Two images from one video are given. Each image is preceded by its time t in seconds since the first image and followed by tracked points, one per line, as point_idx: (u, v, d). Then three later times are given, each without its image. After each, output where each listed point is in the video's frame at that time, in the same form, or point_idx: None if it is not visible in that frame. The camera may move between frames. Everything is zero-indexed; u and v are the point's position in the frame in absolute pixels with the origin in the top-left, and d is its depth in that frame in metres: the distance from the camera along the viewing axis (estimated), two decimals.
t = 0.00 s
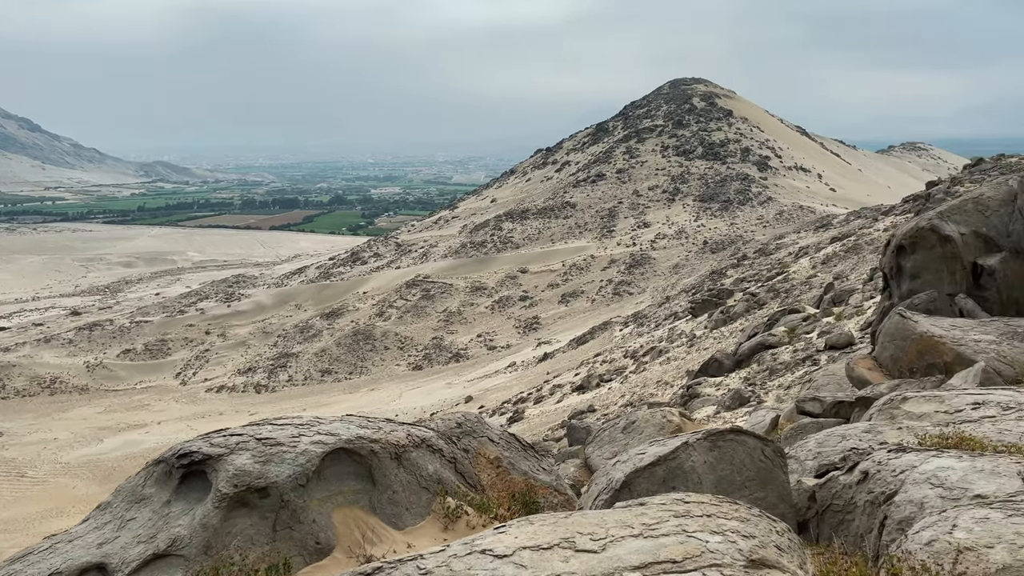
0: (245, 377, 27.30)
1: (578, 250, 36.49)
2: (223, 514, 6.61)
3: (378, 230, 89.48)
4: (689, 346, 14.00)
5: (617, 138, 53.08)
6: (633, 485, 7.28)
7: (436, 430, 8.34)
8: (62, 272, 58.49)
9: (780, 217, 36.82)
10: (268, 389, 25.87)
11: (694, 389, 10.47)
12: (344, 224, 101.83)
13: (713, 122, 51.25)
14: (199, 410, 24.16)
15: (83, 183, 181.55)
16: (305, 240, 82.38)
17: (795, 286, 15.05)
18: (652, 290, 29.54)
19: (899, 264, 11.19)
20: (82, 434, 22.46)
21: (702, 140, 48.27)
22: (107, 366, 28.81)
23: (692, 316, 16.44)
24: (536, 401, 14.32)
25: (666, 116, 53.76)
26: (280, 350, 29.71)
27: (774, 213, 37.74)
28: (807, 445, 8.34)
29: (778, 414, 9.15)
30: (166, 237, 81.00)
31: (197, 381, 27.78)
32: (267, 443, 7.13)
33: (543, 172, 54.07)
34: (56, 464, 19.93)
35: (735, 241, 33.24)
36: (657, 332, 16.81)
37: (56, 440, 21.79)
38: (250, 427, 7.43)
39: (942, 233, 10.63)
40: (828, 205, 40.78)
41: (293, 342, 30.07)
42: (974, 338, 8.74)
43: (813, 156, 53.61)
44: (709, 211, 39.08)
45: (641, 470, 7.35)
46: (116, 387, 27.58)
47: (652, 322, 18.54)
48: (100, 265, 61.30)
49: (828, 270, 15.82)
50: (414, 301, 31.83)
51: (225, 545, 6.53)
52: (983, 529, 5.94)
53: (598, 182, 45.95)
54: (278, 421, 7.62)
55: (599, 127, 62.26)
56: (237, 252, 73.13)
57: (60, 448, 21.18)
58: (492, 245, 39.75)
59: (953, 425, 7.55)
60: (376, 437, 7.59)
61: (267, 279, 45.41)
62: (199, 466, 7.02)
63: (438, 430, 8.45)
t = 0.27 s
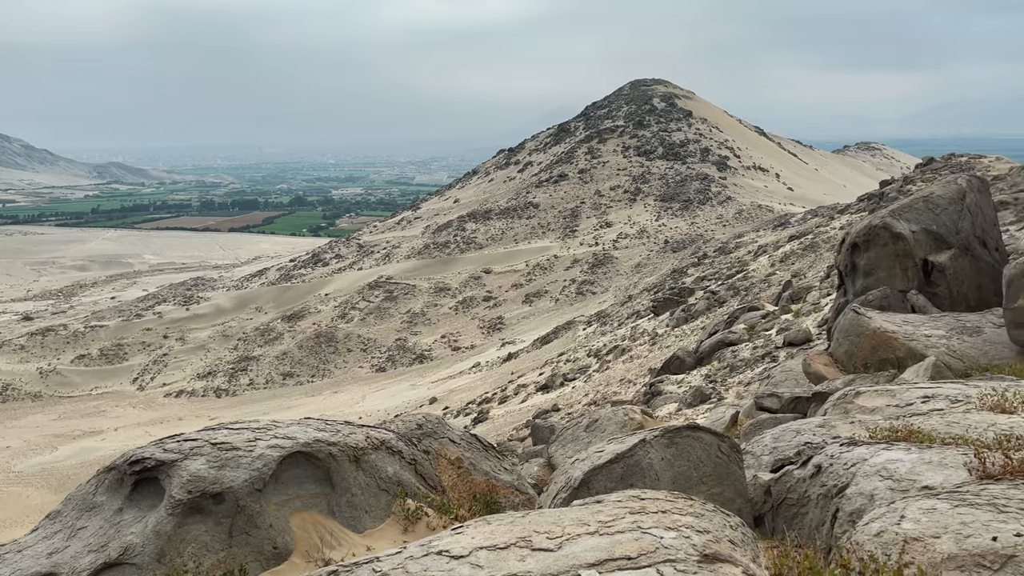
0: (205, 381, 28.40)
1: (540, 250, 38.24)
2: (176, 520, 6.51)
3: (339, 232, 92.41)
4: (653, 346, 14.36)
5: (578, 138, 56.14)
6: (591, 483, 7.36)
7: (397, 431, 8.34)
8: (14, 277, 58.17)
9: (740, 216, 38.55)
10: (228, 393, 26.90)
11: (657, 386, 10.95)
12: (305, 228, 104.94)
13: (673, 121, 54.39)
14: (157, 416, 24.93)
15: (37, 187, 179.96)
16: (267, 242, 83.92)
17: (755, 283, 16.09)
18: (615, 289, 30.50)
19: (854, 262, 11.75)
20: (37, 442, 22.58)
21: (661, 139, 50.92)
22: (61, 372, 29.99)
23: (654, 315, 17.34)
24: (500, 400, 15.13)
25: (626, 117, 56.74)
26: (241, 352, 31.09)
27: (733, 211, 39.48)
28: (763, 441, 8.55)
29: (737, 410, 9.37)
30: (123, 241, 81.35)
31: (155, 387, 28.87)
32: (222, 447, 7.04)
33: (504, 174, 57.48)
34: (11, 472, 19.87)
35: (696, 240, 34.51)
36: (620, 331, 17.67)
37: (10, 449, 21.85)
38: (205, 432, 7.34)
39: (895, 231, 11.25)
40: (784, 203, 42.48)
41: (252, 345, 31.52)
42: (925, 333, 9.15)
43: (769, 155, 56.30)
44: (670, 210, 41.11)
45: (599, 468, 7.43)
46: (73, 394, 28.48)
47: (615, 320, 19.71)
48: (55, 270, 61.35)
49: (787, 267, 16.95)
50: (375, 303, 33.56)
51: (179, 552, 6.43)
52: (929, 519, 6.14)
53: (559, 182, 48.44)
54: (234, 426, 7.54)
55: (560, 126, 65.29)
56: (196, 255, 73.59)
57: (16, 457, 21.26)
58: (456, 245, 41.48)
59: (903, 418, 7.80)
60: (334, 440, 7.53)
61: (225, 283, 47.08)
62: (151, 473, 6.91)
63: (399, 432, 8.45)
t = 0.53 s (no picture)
0: (161, 387, 28.76)
1: (503, 250, 41.05)
2: (126, 529, 6.39)
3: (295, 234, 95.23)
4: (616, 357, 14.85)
5: (540, 139, 60.76)
6: (548, 483, 7.42)
7: (354, 435, 8.33)
8: None
9: (697, 216, 42.80)
10: (185, 398, 27.38)
11: (618, 385, 11.53)
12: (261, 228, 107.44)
13: (632, 122, 59.94)
14: (111, 423, 25.00)
15: None
16: (222, 244, 84.71)
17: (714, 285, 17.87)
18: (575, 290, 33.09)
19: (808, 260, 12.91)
20: None
21: (621, 141, 56.08)
22: (14, 380, 29.86)
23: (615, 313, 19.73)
24: (462, 403, 16.37)
25: (586, 117, 62.16)
26: (199, 357, 31.79)
27: (692, 212, 43.43)
28: (719, 438, 8.73)
29: (696, 407, 9.68)
30: (72, 243, 80.91)
31: (109, 394, 28.90)
32: (175, 454, 6.93)
33: (464, 175, 61.11)
34: None
35: (656, 238, 38.66)
36: (583, 330, 19.85)
37: None
38: (158, 439, 7.23)
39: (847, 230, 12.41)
40: (742, 204, 47.04)
41: (210, 349, 32.26)
42: (876, 331, 9.62)
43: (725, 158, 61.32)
44: (630, 211, 44.99)
45: (557, 467, 7.48)
46: (25, 401, 28.41)
47: (578, 321, 22.18)
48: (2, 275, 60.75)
49: (744, 268, 18.76)
50: (337, 305, 35.37)
51: (130, 562, 6.31)
52: (877, 512, 6.28)
53: (520, 183, 52.58)
54: (187, 432, 7.44)
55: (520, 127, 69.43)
56: (148, 258, 73.67)
57: None
58: (417, 247, 44.54)
59: (854, 414, 8.01)
60: (290, 444, 7.49)
61: (180, 285, 47.87)
62: (100, 481, 6.78)
63: (355, 436, 8.44)
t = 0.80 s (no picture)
0: (112, 394, 29.09)
1: (462, 251, 43.29)
2: (72, 540, 6.25)
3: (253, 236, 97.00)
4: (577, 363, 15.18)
5: (499, 141, 64.27)
6: (505, 484, 7.49)
7: (310, 440, 8.32)
8: None
9: (656, 217, 45.29)
10: (137, 405, 27.72)
11: (579, 386, 11.84)
12: (217, 231, 107.90)
13: (590, 125, 63.34)
14: (62, 431, 24.96)
15: None
16: (176, 245, 85.13)
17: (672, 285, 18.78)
18: (535, 290, 34.84)
19: (762, 260, 13.59)
20: None
21: (579, 143, 59.51)
22: None
23: (575, 315, 20.33)
24: (423, 404, 17.31)
25: (545, 120, 65.62)
26: (152, 362, 32.24)
27: (650, 212, 45.80)
28: (675, 437, 8.89)
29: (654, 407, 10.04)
30: (20, 246, 80.47)
31: (59, 402, 29.02)
32: (122, 462, 6.79)
33: (423, 178, 63.97)
34: None
35: (615, 239, 40.99)
36: (543, 331, 20.86)
37: None
38: (105, 447, 7.09)
39: (799, 230, 13.13)
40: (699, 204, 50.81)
41: (164, 354, 32.87)
42: (827, 330, 10.02)
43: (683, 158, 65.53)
44: (588, 211, 47.36)
45: (513, 468, 7.56)
46: None
47: (537, 322, 23.55)
48: None
49: (703, 267, 19.69)
50: (294, 308, 36.84)
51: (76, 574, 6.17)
52: (825, 507, 6.42)
53: (480, 183, 55.21)
54: (137, 439, 7.31)
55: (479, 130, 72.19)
56: (99, 262, 73.28)
57: None
58: (376, 249, 46.47)
59: (806, 410, 8.20)
60: (242, 450, 7.41)
61: (132, 290, 48.67)
62: (44, 492, 6.62)
63: (311, 440, 8.42)
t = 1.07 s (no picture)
0: (62, 400, 29.59)
1: (420, 253, 44.46)
2: (13, 553, 6.10)
3: (207, 238, 97.51)
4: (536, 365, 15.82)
5: (456, 142, 65.20)
6: (459, 487, 7.55)
7: (262, 446, 8.30)
8: None
9: (612, 219, 47.17)
10: (88, 412, 28.12)
11: (538, 386, 12.21)
12: (169, 233, 107.52)
13: (546, 127, 64.88)
14: (8, 440, 24.91)
15: None
16: (127, 247, 84.89)
17: (628, 285, 19.56)
18: (493, 292, 36.45)
19: (716, 260, 13.91)
20: None
21: (537, 145, 60.99)
22: None
23: (534, 315, 21.25)
24: (380, 408, 18.17)
25: (501, 121, 66.86)
26: (103, 368, 32.90)
27: (606, 214, 48.30)
28: (629, 436, 9.02)
29: (611, 406, 10.31)
30: None
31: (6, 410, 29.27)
32: (65, 472, 6.64)
33: (379, 177, 64.83)
34: None
35: (570, 242, 42.56)
36: (501, 331, 21.97)
37: None
38: (48, 457, 6.93)
39: (751, 230, 13.41)
40: (654, 205, 52.67)
41: (114, 360, 33.51)
42: (779, 327, 10.41)
43: (638, 159, 67.54)
44: (546, 212, 49.54)
45: (467, 471, 7.62)
46: None
47: (495, 322, 24.64)
48: None
49: (659, 267, 20.53)
50: (248, 312, 37.57)
51: None
52: (773, 502, 6.53)
53: (438, 185, 56.07)
54: (81, 448, 7.16)
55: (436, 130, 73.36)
56: (48, 264, 72.52)
57: None
58: (332, 251, 47.27)
59: (756, 408, 8.35)
60: (191, 457, 7.31)
61: (82, 294, 49.10)
62: None
63: (264, 446, 8.40)
